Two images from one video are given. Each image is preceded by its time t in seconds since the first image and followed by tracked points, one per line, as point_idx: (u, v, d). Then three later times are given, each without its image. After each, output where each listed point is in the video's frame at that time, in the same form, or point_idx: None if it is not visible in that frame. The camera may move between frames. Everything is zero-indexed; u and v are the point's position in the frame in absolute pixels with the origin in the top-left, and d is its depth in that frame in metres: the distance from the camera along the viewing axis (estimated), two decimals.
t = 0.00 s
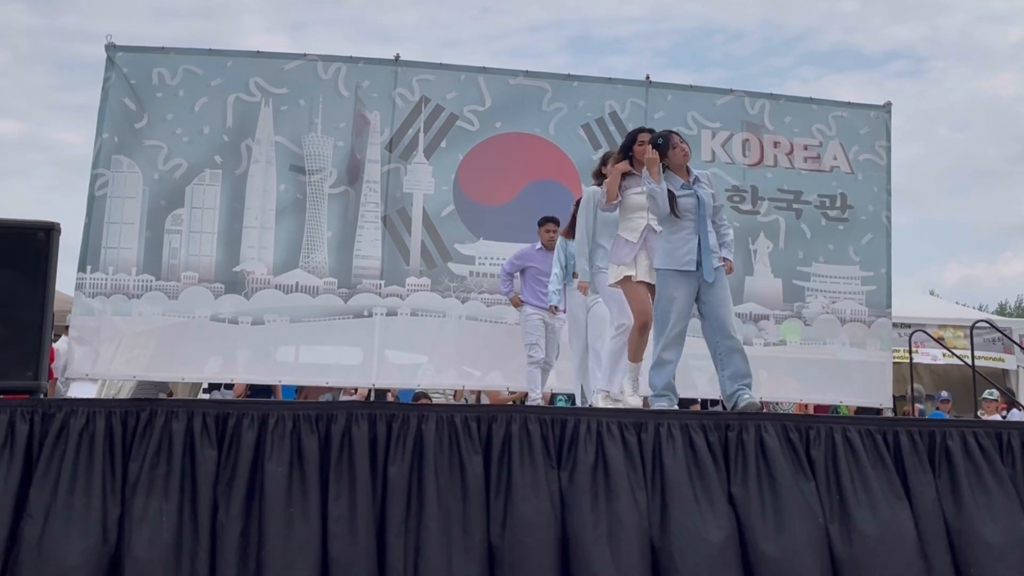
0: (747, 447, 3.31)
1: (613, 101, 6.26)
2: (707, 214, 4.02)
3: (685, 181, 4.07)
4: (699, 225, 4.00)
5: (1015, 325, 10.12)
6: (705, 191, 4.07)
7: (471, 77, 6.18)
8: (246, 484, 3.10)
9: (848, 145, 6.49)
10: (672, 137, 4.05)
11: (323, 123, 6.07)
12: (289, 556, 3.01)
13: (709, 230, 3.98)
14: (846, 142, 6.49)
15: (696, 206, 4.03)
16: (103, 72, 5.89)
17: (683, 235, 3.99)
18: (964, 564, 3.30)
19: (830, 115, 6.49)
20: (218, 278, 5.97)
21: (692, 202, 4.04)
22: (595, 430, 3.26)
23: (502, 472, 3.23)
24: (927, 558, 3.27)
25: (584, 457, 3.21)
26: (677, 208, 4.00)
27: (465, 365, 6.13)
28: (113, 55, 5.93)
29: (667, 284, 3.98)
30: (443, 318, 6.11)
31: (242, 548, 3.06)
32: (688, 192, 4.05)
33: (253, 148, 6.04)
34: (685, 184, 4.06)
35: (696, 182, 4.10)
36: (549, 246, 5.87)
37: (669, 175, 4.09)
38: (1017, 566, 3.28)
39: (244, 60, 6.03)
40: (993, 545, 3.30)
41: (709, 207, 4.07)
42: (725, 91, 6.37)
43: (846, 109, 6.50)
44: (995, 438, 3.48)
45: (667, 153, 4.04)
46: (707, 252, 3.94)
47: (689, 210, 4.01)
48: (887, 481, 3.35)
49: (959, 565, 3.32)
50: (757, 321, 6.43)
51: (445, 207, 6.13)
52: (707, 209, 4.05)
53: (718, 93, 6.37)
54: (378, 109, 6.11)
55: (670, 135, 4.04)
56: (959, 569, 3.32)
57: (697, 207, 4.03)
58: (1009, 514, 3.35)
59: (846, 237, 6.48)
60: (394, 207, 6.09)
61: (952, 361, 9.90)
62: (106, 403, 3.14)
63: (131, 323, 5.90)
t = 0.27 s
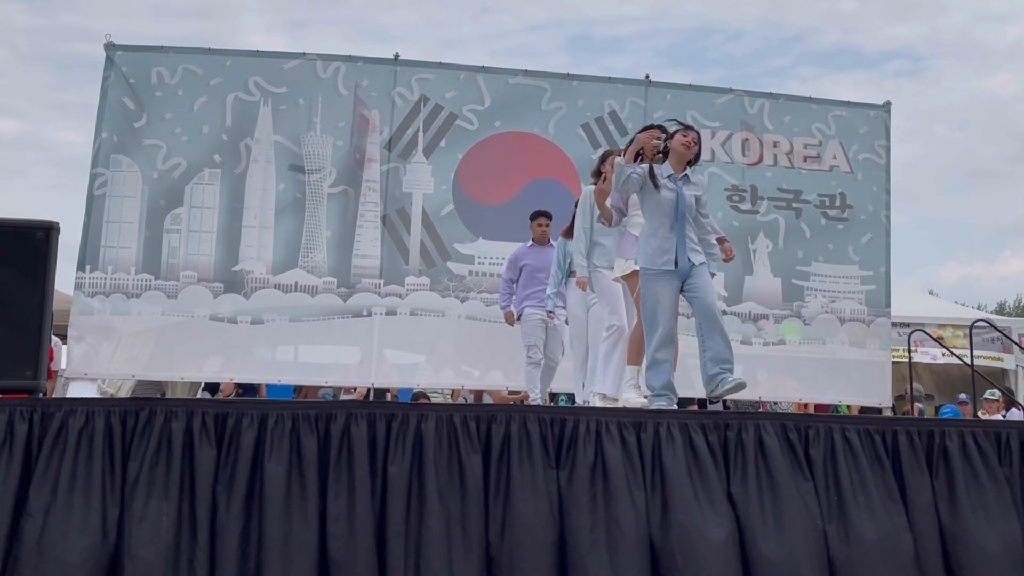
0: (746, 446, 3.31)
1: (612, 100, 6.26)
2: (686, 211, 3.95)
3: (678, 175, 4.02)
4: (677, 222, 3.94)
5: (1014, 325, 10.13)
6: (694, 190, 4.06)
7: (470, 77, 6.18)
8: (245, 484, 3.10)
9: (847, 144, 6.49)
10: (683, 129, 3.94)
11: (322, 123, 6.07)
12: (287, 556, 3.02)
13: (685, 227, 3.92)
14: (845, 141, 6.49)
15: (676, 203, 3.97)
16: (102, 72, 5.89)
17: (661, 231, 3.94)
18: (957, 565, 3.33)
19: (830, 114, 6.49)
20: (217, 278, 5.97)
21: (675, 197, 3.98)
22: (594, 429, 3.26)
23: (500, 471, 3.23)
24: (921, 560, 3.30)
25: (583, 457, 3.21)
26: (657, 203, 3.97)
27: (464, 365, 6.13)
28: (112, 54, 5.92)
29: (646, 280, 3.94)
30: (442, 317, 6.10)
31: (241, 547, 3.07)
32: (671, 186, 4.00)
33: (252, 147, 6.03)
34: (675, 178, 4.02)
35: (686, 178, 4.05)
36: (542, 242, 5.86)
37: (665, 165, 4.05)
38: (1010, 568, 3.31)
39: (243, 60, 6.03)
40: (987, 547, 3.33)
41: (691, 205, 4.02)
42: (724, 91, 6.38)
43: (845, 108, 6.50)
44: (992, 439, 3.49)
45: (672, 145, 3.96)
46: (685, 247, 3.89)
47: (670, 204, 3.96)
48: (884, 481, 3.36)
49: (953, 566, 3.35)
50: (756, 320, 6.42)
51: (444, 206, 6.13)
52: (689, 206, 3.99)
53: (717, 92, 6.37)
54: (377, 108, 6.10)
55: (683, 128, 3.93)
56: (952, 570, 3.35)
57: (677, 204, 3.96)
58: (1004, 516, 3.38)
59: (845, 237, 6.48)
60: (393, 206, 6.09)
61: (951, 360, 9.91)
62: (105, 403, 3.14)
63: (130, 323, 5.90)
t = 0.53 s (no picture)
0: (745, 445, 3.32)
1: (612, 99, 6.26)
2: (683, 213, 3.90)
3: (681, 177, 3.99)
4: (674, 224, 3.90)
5: (1013, 324, 10.14)
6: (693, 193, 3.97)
7: (470, 76, 6.18)
8: (244, 483, 3.10)
9: (846, 144, 6.49)
10: (686, 135, 3.93)
11: (321, 122, 6.06)
12: (286, 555, 3.03)
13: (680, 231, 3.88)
14: (845, 140, 6.49)
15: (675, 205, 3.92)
16: (100, 71, 5.88)
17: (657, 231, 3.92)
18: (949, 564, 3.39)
19: (829, 113, 6.49)
20: (216, 277, 5.98)
21: (670, 195, 3.96)
22: (593, 429, 3.26)
23: (499, 470, 3.24)
24: (915, 560, 3.35)
25: (581, 457, 3.22)
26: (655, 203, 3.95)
27: (463, 364, 6.13)
28: (111, 53, 5.91)
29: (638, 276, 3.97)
30: (441, 317, 6.10)
31: (240, 546, 3.07)
32: (670, 186, 3.98)
33: (251, 147, 6.03)
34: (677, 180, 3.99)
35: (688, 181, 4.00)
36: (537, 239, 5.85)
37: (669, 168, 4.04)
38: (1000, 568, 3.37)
39: (242, 59, 6.03)
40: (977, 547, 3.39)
41: (691, 206, 3.93)
42: (723, 90, 6.37)
43: (845, 107, 6.50)
44: (988, 441, 3.53)
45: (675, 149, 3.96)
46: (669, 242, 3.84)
47: (663, 201, 3.95)
48: (881, 481, 3.39)
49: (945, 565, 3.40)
50: (756, 320, 6.41)
51: (443, 206, 6.12)
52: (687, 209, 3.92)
53: (716, 92, 6.37)
54: (376, 107, 6.10)
55: (688, 134, 3.93)
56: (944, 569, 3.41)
57: (675, 206, 3.91)
58: (997, 518, 3.43)
59: (845, 236, 6.48)
60: (392, 205, 6.09)
61: (950, 359, 9.92)
62: (104, 402, 3.13)
63: (129, 323, 5.89)
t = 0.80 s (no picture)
0: (743, 445, 3.33)
1: (610, 99, 6.26)
2: (687, 212, 3.91)
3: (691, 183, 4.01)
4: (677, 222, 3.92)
5: (1011, 323, 10.15)
6: (702, 194, 3.96)
7: (468, 76, 6.18)
8: (242, 483, 3.10)
9: (845, 143, 6.49)
10: (696, 141, 3.96)
11: (320, 121, 6.06)
12: (285, 555, 3.03)
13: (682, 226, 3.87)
14: (843, 140, 6.49)
15: (679, 203, 3.95)
16: (98, 70, 5.87)
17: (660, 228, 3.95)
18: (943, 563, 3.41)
19: (828, 113, 6.49)
20: (214, 277, 5.97)
21: (678, 200, 3.96)
22: (591, 428, 3.27)
23: (497, 470, 3.24)
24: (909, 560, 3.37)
25: (580, 457, 3.23)
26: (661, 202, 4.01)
27: (461, 364, 6.12)
28: (108, 52, 5.90)
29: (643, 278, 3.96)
30: (439, 316, 6.10)
31: (238, 546, 3.07)
32: (679, 192, 3.99)
33: (250, 146, 6.03)
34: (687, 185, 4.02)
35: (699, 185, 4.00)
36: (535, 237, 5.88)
37: (681, 174, 4.06)
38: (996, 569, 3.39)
39: (240, 59, 6.02)
40: (971, 547, 3.42)
41: (699, 210, 3.94)
42: (722, 89, 6.37)
43: (844, 106, 6.50)
44: (987, 440, 3.53)
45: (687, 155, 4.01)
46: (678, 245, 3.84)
47: (672, 205, 3.95)
48: (877, 480, 3.40)
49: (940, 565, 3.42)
50: (754, 319, 6.41)
51: (441, 205, 6.13)
52: (692, 209, 3.93)
53: (715, 91, 6.37)
54: (374, 107, 6.10)
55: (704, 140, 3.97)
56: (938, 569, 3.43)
57: (679, 206, 3.95)
58: (994, 518, 3.44)
59: (844, 236, 6.48)
60: (391, 205, 6.09)
61: (948, 358, 9.92)
62: (101, 401, 3.13)
63: (128, 322, 5.89)
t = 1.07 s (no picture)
0: (740, 445, 3.34)
1: (609, 98, 6.27)
2: (717, 224, 3.89)
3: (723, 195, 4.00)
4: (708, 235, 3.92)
5: (1009, 323, 10.16)
6: (733, 205, 3.93)
7: (467, 75, 6.18)
8: (241, 482, 3.11)
9: (843, 143, 6.50)
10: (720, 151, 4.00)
11: (318, 121, 6.06)
12: (283, 554, 3.04)
13: (712, 240, 3.86)
14: (841, 139, 6.50)
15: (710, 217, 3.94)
16: (97, 70, 5.87)
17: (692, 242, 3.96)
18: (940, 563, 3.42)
19: (826, 112, 6.50)
20: (213, 276, 5.97)
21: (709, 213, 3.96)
22: (589, 428, 3.29)
23: (496, 470, 3.25)
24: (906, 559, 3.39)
25: (577, 457, 3.25)
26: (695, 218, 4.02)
27: (460, 363, 6.13)
28: (107, 52, 5.90)
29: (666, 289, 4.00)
30: (438, 316, 6.10)
31: (236, 545, 3.08)
32: (712, 205, 3.99)
33: (248, 146, 6.03)
34: (719, 197, 4.00)
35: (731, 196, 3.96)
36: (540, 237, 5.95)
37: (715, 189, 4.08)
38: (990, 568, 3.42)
39: (238, 58, 6.02)
40: (968, 547, 3.44)
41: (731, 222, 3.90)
42: (720, 89, 6.38)
43: (842, 106, 6.50)
44: (984, 440, 3.55)
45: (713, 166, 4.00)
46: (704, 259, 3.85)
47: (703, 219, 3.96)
48: (875, 480, 3.42)
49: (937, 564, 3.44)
50: (752, 319, 6.42)
51: (439, 205, 6.13)
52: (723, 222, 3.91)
53: (713, 91, 6.38)
54: (372, 106, 6.10)
55: (732, 149, 3.98)
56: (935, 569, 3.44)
57: (709, 219, 3.94)
58: (991, 517, 3.46)
59: (842, 235, 6.49)
60: (389, 204, 6.10)
61: (947, 358, 9.94)
62: (99, 401, 3.13)
63: (126, 322, 5.89)
